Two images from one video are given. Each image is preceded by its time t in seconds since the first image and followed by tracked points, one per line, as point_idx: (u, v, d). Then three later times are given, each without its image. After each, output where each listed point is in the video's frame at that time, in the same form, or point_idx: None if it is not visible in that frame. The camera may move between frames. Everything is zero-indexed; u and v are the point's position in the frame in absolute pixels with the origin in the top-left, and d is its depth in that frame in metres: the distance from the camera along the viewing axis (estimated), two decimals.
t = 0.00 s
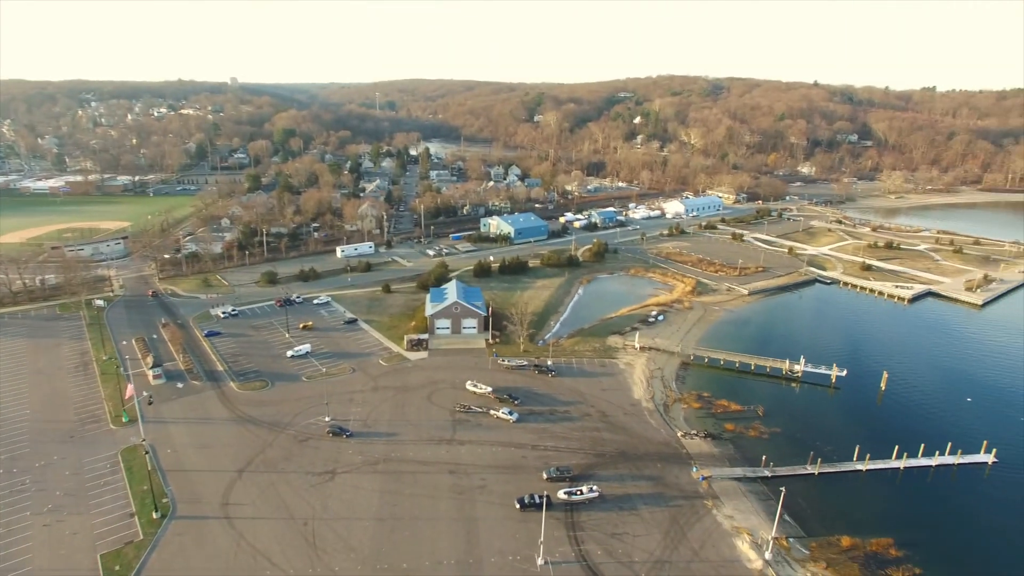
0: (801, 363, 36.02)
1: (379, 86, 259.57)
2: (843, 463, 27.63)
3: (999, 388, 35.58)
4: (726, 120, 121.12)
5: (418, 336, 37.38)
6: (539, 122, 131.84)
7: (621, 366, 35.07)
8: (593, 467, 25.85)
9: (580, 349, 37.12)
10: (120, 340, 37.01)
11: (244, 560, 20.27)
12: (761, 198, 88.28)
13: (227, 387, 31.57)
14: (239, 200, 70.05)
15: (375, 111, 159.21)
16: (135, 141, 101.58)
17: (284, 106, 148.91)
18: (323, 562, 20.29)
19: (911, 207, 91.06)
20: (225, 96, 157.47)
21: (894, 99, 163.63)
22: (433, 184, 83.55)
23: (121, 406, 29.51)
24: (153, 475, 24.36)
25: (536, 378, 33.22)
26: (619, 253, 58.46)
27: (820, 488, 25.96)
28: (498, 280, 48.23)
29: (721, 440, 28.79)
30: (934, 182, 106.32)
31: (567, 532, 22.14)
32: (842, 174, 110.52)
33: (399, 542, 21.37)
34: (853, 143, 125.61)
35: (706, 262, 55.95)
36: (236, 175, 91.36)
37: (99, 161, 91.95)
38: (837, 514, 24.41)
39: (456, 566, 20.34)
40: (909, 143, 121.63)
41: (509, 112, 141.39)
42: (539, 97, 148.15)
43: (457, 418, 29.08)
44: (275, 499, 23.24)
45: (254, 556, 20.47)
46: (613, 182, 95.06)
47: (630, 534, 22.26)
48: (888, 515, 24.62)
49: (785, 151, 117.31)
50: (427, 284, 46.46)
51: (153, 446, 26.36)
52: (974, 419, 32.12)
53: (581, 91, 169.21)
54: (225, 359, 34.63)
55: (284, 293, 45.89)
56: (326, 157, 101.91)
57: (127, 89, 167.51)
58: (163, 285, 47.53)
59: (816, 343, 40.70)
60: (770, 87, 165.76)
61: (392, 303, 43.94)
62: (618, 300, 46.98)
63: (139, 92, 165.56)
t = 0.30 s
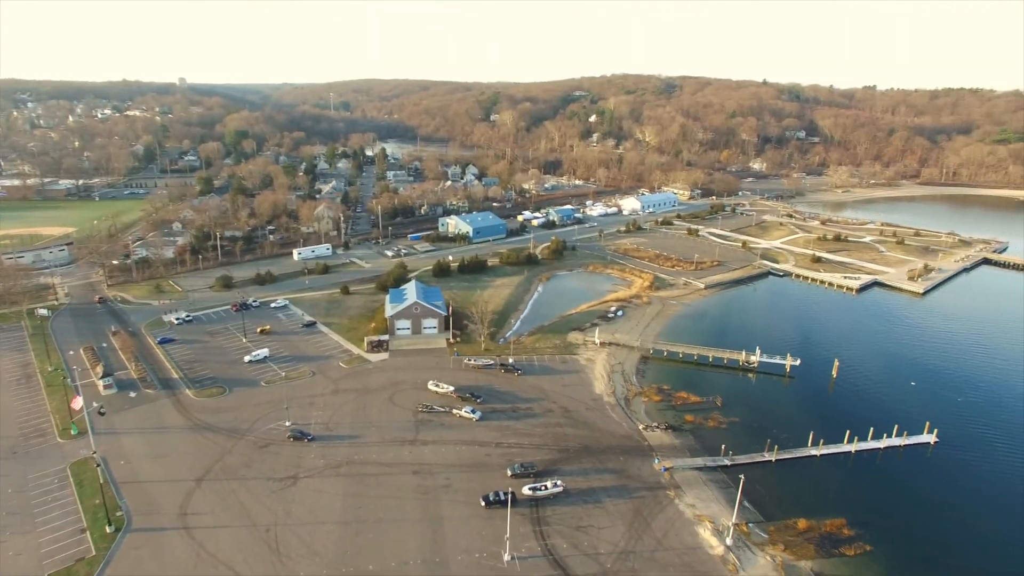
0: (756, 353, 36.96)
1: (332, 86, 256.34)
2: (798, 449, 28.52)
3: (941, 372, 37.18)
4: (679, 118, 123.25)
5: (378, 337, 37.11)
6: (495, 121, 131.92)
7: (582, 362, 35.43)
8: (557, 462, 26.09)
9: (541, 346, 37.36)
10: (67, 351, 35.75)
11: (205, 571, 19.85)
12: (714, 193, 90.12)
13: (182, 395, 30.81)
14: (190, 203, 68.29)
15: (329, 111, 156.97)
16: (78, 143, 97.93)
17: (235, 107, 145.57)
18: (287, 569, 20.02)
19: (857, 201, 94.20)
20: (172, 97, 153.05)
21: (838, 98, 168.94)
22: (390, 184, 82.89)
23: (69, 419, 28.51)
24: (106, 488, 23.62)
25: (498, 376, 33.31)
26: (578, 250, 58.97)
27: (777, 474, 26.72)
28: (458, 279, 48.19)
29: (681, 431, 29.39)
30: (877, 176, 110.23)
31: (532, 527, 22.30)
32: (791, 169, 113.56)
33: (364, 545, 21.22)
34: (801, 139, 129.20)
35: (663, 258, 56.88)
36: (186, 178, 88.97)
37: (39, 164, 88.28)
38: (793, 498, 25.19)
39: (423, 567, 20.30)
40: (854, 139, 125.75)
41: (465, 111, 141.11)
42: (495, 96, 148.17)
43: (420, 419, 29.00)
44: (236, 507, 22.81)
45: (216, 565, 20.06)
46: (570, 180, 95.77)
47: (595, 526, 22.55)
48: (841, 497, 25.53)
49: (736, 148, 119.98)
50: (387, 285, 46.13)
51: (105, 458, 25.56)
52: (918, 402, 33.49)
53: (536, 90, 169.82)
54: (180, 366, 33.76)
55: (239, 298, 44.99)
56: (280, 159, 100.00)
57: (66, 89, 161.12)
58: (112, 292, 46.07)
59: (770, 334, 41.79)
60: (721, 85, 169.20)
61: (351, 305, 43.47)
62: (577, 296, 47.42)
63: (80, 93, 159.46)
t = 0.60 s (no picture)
0: (715, 279, 37.73)
1: (280, 11, 243.44)
2: (753, 370, 29.64)
3: (889, 293, 38.67)
4: (641, 42, 120.73)
5: (340, 272, 36.72)
6: (453, 47, 127.42)
7: (546, 291, 35.74)
8: (522, 390, 26.66)
9: (504, 276, 37.47)
10: (17, 296, 34.58)
11: (179, 509, 20.08)
12: (676, 120, 89.60)
13: (142, 338, 30.26)
14: (136, 138, 65.24)
15: (278, 37, 149.17)
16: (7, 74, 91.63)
17: (176, 33, 137.16)
18: (261, 503, 20.36)
19: (815, 127, 94.85)
20: (107, 23, 143.15)
21: (799, 20, 167.09)
22: (346, 115, 80.24)
23: (25, 366, 27.85)
24: (71, 434, 23.41)
25: (462, 307, 33.44)
26: (540, 179, 58.42)
27: (734, 394, 27.80)
28: (419, 211, 47.55)
29: (643, 356, 30.17)
30: (835, 102, 110.66)
31: (500, 453, 22.95)
32: (752, 94, 113.23)
33: (336, 477, 21.63)
34: (762, 63, 128.24)
35: (624, 185, 56.86)
36: (129, 111, 84.58)
37: None
38: (749, 417, 26.33)
39: (395, 496, 20.85)
40: (813, 64, 125.44)
41: (422, 36, 135.80)
42: (452, 20, 142.44)
43: (386, 351, 29.15)
44: (206, 446, 22.89)
45: (190, 504, 20.28)
46: (531, 108, 93.96)
47: (561, 450, 23.30)
48: (792, 414, 26.78)
49: (698, 73, 118.62)
50: (347, 219, 45.30)
51: (67, 404, 25.22)
52: (866, 323, 34.92)
53: (495, 14, 163.78)
54: (138, 309, 33.03)
55: (195, 236, 43.77)
56: (229, 90, 95.54)
57: None
58: (59, 235, 44.33)
59: (728, 260, 42.62)
60: (684, 8, 165.51)
61: (312, 240, 42.70)
62: (539, 226, 47.37)
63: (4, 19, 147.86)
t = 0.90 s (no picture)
0: (672, 273, 38.32)
1: (227, 11, 237.75)
2: (712, 362, 30.22)
3: (837, 282, 39.91)
4: (593, 41, 121.73)
5: (297, 277, 36.14)
6: (406, 48, 126.37)
7: (505, 290, 35.78)
8: (485, 390, 26.65)
9: (464, 276, 37.36)
10: None
11: (135, 527, 19.48)
12: (629, 117, 90.71)
13: (91, 351, 29.25)
14: (78, 145, 62.90)
15: (226, 38, 145.50)
16: None
17: (117, 35, 132.62)
18: (223, 516, 19.90)
19: (763, 121, 97.22)
20: (42, 24, 137.28)
21: (746, 18, 170.69)
22: (298, 117, 78.88)
23: None
24: (15, 456, 22.44)
25: (422, 309, 33.25)
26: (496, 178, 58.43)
27: (693, 386, 28.30)
28: (376, 213, 47.08)
29: (603, 351, 30.47)
30: (782, 98, 113.54)
31: (465, 454, 22.90)
32: (703, 92, 115.53)
33: (300, 485, 21.27)
34: (711, 61, 130.63)
35: (580, 183, 57.30)
36: (70, 116, 81.47)
37: None
38: (708, 407, 26.84)
39: (360, 501, 20.62)
40: (760, 61, 128.44)
41: (374, 37, 134.30)
42: (405, 20, 141.23)
43: (347, 355, 28.81)
44: (163, 460, 22.24)
45: (147, 521, 19.68)
46: (485, 108, 93.93)
47: (526, 448, 23.37)
48: (750, 402, 27.40)
49: (650, 71, 120.23)
50: (302, 223, 44.56)
51: (11, 425, 24.18)
52: (816, 311, 35.96)
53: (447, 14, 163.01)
54: (85, 321, 31.91)
55: (144, 245, 42.49)
56: (175, 93, 92.89)
57: None
58: None
59: (684, 254, 43.33)
60: (634, 6, 167.47)
61: (267, 246, 41.88)
62: (497, 225, 47.39)
63: None
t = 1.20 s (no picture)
0: (626, 268, 38.84)
1: (165, 12, 230.72)
2: (667, 354, 30.78)
3: (782, 271, 41.10)
4: (542, 40, 122.36)
5: (248, 284, 35.36)
6: (353, 48, 124.78)
7: (461, 290, 35.72)
8: (445, 391, 26.56)
9: (419, 278, 37.14)
10: None
11: (84, 551, 18.77)
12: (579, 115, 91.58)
13: (30, 369, 28.02)
14: (8, 152, 60.06)
15: (164, 40, 140.94)
16: None
17: (48, 37, 127.13)
18: (178, 533, 19.35)
19: (710, 117, 99.44)
20: None
21: (690, 16, 173.87)
22: (244, 121, 77.12)
23: None
24: None
25: (378, 312, 32.92)
26: (448, 178, 58.22)
27: (651, 378, 28.76)
28: (328, 216, 46.40)
29: (560, 348, 30.70)
30: (726, 94, 116.85)
31: (427, 456, 22.78)
32: (650, 89, 117.68)
33: (258, 497, 20.83)
34: (658, 58, 132.82)
35: (532, 181, 57.59)
36: None
37: None
38: (665, 398, 27.35)
39: (322, 510, 20.31)
40: (705, 58, 131.13)
41: (320, 37, 132.12)
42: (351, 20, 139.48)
43: (303, 362, 28.33)
44: (112, 479, 21.48)
45: (96, 544, 18.98)
46: (436, 108, 93.49)
47: (487, 448, 23.37)
48: (705, 392, 27.99)
49: (598, 69, 121.64)
50: (252, 229, 43.58)
51: None
52: (765, 301, 36.95)
53: (394, 14, 161.43)
54: (23, 338, 30.57)
55: (85, 256, 40.93)
56: (112, 97, 89.59)
57: None
58: None
59: (637, 249, 43.96)
60: (581, 5, 168.81)
61: (215, 253, 40.84)
62: (450, 225, 47.24)
63: None
